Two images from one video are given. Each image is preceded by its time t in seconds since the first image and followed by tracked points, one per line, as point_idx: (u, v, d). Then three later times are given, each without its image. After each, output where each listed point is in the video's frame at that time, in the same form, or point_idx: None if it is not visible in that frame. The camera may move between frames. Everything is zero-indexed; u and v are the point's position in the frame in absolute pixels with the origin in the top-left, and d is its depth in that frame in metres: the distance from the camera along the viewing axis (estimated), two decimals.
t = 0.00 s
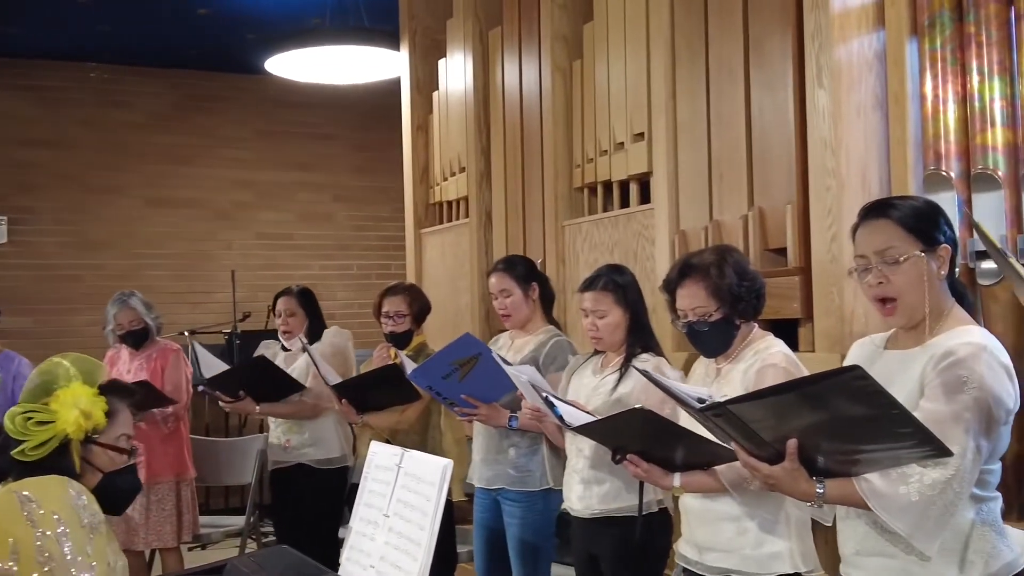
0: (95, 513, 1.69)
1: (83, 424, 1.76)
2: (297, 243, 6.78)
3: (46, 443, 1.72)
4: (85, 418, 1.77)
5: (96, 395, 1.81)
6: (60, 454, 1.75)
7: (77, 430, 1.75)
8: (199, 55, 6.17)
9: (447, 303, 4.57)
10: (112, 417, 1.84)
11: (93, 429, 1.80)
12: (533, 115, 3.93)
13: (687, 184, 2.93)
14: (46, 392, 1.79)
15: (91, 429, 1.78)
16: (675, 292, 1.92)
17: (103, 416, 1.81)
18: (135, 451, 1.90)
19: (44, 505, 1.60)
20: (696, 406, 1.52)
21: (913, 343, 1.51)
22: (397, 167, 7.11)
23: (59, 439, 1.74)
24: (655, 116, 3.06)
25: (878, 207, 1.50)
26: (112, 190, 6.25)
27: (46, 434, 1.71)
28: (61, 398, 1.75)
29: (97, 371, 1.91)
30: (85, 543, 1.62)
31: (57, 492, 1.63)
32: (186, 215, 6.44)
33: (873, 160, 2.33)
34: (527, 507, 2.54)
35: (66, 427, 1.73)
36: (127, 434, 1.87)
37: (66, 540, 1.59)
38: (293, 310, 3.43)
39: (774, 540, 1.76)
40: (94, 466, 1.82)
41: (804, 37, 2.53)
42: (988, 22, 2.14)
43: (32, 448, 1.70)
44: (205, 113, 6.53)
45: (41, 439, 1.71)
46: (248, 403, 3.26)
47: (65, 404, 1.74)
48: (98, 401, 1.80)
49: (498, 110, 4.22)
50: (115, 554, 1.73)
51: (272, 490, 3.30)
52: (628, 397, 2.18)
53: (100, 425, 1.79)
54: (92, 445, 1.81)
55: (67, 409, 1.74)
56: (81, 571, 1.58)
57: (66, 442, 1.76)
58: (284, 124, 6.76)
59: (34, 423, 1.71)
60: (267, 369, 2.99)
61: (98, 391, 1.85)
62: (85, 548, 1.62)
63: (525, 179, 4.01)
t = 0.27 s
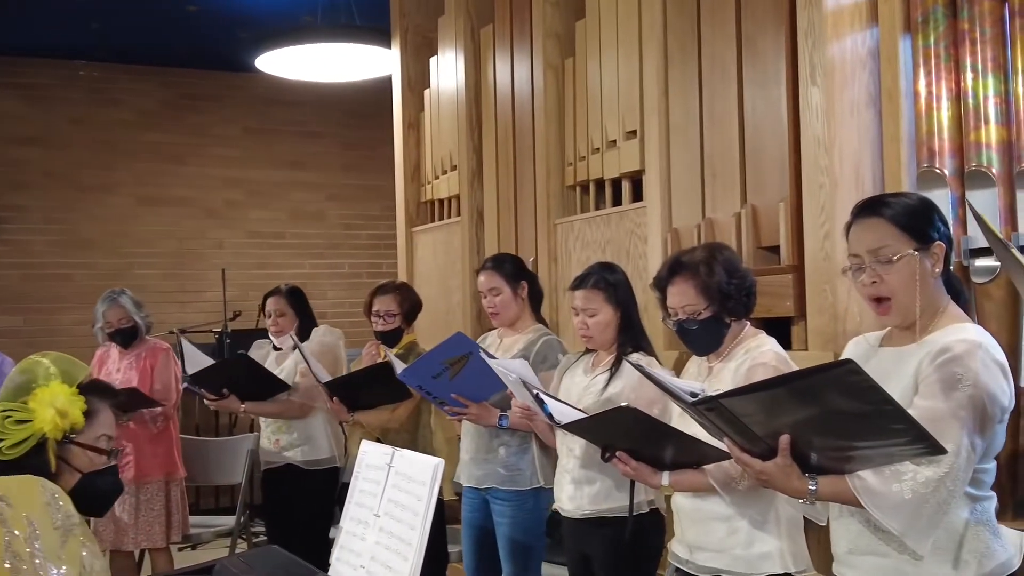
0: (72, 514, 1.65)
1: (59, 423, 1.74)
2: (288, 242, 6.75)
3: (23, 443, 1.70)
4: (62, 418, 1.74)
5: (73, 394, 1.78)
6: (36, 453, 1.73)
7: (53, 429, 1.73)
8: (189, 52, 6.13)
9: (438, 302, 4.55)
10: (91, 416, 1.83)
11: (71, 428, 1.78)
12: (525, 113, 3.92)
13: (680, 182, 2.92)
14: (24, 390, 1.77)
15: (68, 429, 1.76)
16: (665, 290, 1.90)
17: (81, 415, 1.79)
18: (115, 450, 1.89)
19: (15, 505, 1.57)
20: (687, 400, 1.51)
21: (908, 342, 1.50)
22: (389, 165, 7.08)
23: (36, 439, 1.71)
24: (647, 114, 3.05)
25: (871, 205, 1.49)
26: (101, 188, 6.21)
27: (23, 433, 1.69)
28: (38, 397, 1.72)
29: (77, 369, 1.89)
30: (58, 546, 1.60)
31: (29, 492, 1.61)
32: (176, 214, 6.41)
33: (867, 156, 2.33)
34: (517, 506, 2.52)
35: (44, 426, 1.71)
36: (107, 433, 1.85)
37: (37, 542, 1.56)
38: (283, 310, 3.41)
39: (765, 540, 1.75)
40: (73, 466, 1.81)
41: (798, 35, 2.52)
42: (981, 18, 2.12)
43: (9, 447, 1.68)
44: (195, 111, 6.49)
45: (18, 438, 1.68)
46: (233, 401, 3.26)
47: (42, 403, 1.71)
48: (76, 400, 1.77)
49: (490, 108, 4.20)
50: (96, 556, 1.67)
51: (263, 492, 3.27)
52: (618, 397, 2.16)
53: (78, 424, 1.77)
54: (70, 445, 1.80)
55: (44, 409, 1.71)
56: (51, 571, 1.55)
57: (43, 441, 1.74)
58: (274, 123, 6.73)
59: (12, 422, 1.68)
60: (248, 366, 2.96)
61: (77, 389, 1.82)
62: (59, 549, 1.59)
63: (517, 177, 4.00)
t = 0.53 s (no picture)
0: (59, 509, 1.64)
1: (46, 421, 1.72)
2: (282, 240, 6.73)
3: (8, 441, 1.68)
4: (48, 416, 1.73)
5: (60, 392, 1.77)
6: (21, 451, 1.71)
7: (40, 427, 1.71)
8: (182, 50, 6.11)
9: (433, 300, 4.54)
10: (79, 415, 1.81)
11: (57, 426, 1.76)
12: (521, 111, 3.91)
13: (676, 180, 2.91)
14: (12, 388, 1.75)
15: (54, 427, 1.75)
16: (662, 289, 1.89)
17: (68, 414, 1.77)
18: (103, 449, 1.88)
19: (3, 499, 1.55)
20: (687, 402, 1.49)
21: (906, 339, 1.49)
22: (383, 164, 7.06)
23: (22, 436, 1.69)
24: (644, 112, 3.04)
25: (869, 204, 1.48)
26: (94, 187, 6.19)
27: (8, 430, 1.67)
28: (24, 394, 1.70)
29: (64, 369, 1.88)
30: (46, 542, 1.58)
31: (18, 487, 1.58)
32: (169, 213, 6.38)
33: (864, 154, 2.32)
34: (513, 505, 2.51)
35: (30, 424, 1.69)
36: (95, 433, 1.84)
37: (26, 537, 1.54)
38: (275, 310, 3.39)
39: (763, 539, 1.74)
40: (60, 465, 1.79)
41: (795, 32, 2.51)
42: (980, 15, 2.11)
43: None
44: (189, 109, 6.47)
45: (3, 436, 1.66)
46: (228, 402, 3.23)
47: (29, 401, 1.70)
48: (62, 398, 1.76)
49: (485, 106, 4.19)
50: (82, 553, 1.69)
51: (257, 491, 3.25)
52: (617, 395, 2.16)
53: (65, 422, 1.76)
54: (58, 443, 1.78)
55: (31, 406, 1.69)
56: (40, 567, 1.53)
57: (29, 439, 1.72)
58: (268, 121, 6.71)
59: None
60: (240, 364, 2.94)
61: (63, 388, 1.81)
62: (47, 545, 1.57)
63: (513, 175, 3.99)
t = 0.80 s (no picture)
0: (66, 509, 1.63)
1: (50, 422, 1.72)
2: (278, 241, 6.72)
3: (13, 443, 1.68)
4: (52, 416, 1.72)
5: (64, 393, 1.76)
6: (26, 452, 1.71)
7: (43, 428, 1.71)
8: (179, 50, 6.09)
9: (431, 301, 4.54)
10: (84, 417, 1.80)
11: (61, 427, 1.76)
12: (518, 111, 3.90)
13: (675, 180, 2.91)
14: (17, 389, 1.74)
15: (58, 428, 1.74)
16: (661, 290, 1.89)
17: (72, 415, 1.77)
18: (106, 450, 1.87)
19: (11, 499, 1.55)
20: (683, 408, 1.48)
21: (903, 341, 1.49)
22: (380, 164, 7.06)
23: (26, 438, 1.69)
24: (642, 112, 3.04)
25: (867, 205, 1.48)
26: (91, 187, 6.18)
27: (13, 432, 1.67)
28: (28, 396, 1.69)
29: (69, 369, 1.87)
30: (53, 541, 1.58)
31: (25, 487, 1.58)
32: (166, 213, 6.37)
33: (862, 155, 2.32)
34: (513, 507, 2.51)
35: (35, 426, 1.69)
36: (99, 434, 1.83)
37: (34, 537, 1.54)
38: (269, 310, 3.38)
39: (763, 541, 1.74)
40: (64, 466, 1.80)
41: (794, 34, 2.51)
42: (978, 17, 2.12)
43: None
44: (185, 109, 6.45)
45: (8, 438, 1.66)
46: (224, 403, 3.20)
47: (34, 403, 1.69)
48: (67, 399, 1.75)
49: (482, 106, 4.19)
50: (87, 553, 1.69)
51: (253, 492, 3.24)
52: (619, 396, 2.15)
53: (68, 424, 1.75)
54: (62, 445, 1.78)
55: (35, 409, 1.69)
56: (48, 568, 1.54)
57: (33, 440, 1.72)
58: (265, 121, 6.70)
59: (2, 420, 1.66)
60: (240, 366, 2.93)
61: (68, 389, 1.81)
62: (54, 545, 1.58)
63: (510, 175, 3.99)
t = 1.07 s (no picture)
0: (66, 510, 1.63)
1: (46, 421, 1.72)
2: (277, 241, 6.71)
3: (10, 442, 1.68)
4: (48, 416, 1.72)
5: (60, 392, 1.76)
6: (23, 453, 1.71)
7: (40, 427, 1.71)
8: (177, 50, 6.09)
9: (430, 302, 4.53)
10: (80, 415, 1.80)
11: (58, 426, 1.76)
12: (518, 113, 3.90)
13: (675, 181, 2.92)
14: (13, 389, 1.74)
15: (54, 427, 1.74)
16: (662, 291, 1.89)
17: (68, 414, 1.77)
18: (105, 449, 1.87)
19: (8, 500, 1.54)
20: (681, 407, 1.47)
21: (905, 344, 1.49)
22: (378, 164, 7.05)
23: (23, 438, 1.69)
24: (642, 113, 3.04)
25: (869, 205, 1.48)
26: (89, 187, 6.17)
27: (9, 432, 1.67)
28: (23, 395, 1.70)
29: (64, 369, 1.87)
30: (53, 541, 1.57)
31: (23, 488, 1.58)
32: (164, 213, 6.36)
33: (862, 157, 2.32)
34: (515, 509, 2.51)
35: (30, 425, 1.69)
36: (96, 432, 1.83)
37: (33, 538, 1.53)
38: (267, 311, 3.37)
39: (764, 543, 1.74)
40: (62, 465, 1.79)
41: (794, 35, 2.51)
42: (979, 18, 2.11)
43: None
44: (184, 109, 6.45)
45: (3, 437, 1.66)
46: (223, 402, 3.20)
47: (28, 402, 1.69)
48: (62, 398, 1.75)
49: (482, 107, 4.19)
50: (87, 554, 1.68)
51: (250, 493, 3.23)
52: (622, 398, 2.15)
53: (65, 422, 1.75)
54: (59, 445, 1.78)
55: (30, 408, 1.69)
56: (48, 568, 1.53)
57: (30, 440, 1.72)
58: (263, 121, 6.69)
59: None
60: (245, 369, 2.93)
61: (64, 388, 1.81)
62: (54, 545, 1.57)
63: (510, 176, 3.98)
